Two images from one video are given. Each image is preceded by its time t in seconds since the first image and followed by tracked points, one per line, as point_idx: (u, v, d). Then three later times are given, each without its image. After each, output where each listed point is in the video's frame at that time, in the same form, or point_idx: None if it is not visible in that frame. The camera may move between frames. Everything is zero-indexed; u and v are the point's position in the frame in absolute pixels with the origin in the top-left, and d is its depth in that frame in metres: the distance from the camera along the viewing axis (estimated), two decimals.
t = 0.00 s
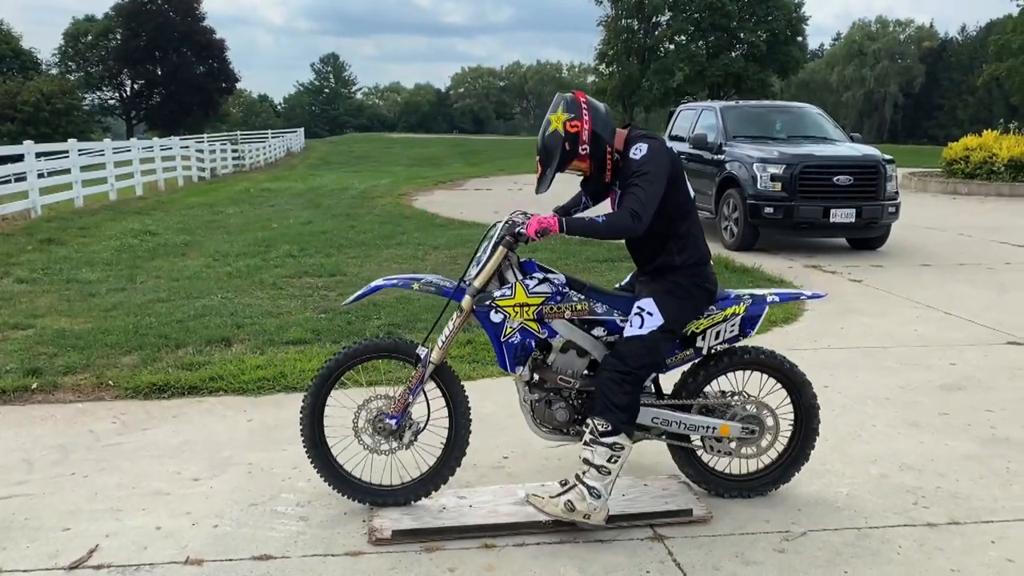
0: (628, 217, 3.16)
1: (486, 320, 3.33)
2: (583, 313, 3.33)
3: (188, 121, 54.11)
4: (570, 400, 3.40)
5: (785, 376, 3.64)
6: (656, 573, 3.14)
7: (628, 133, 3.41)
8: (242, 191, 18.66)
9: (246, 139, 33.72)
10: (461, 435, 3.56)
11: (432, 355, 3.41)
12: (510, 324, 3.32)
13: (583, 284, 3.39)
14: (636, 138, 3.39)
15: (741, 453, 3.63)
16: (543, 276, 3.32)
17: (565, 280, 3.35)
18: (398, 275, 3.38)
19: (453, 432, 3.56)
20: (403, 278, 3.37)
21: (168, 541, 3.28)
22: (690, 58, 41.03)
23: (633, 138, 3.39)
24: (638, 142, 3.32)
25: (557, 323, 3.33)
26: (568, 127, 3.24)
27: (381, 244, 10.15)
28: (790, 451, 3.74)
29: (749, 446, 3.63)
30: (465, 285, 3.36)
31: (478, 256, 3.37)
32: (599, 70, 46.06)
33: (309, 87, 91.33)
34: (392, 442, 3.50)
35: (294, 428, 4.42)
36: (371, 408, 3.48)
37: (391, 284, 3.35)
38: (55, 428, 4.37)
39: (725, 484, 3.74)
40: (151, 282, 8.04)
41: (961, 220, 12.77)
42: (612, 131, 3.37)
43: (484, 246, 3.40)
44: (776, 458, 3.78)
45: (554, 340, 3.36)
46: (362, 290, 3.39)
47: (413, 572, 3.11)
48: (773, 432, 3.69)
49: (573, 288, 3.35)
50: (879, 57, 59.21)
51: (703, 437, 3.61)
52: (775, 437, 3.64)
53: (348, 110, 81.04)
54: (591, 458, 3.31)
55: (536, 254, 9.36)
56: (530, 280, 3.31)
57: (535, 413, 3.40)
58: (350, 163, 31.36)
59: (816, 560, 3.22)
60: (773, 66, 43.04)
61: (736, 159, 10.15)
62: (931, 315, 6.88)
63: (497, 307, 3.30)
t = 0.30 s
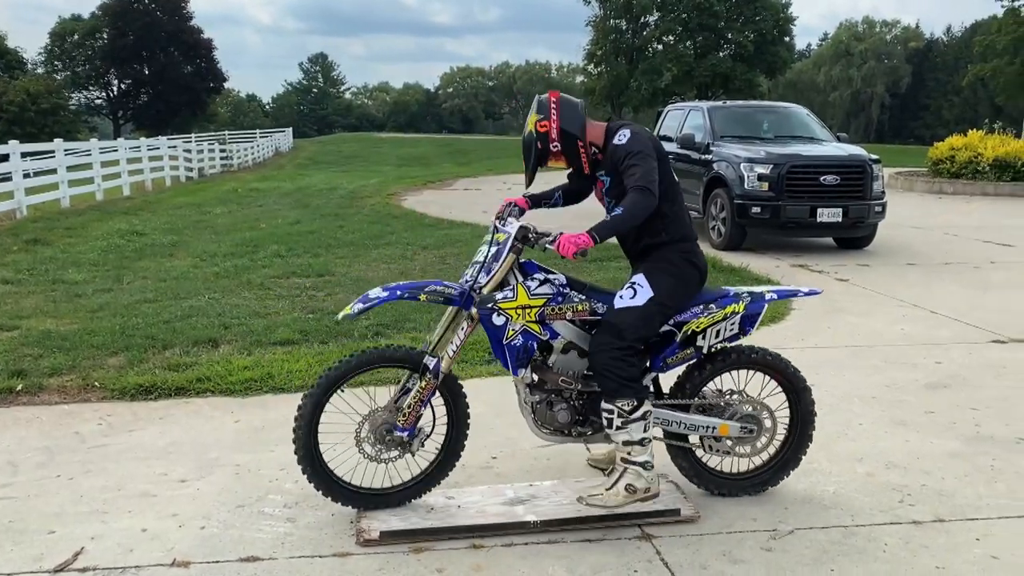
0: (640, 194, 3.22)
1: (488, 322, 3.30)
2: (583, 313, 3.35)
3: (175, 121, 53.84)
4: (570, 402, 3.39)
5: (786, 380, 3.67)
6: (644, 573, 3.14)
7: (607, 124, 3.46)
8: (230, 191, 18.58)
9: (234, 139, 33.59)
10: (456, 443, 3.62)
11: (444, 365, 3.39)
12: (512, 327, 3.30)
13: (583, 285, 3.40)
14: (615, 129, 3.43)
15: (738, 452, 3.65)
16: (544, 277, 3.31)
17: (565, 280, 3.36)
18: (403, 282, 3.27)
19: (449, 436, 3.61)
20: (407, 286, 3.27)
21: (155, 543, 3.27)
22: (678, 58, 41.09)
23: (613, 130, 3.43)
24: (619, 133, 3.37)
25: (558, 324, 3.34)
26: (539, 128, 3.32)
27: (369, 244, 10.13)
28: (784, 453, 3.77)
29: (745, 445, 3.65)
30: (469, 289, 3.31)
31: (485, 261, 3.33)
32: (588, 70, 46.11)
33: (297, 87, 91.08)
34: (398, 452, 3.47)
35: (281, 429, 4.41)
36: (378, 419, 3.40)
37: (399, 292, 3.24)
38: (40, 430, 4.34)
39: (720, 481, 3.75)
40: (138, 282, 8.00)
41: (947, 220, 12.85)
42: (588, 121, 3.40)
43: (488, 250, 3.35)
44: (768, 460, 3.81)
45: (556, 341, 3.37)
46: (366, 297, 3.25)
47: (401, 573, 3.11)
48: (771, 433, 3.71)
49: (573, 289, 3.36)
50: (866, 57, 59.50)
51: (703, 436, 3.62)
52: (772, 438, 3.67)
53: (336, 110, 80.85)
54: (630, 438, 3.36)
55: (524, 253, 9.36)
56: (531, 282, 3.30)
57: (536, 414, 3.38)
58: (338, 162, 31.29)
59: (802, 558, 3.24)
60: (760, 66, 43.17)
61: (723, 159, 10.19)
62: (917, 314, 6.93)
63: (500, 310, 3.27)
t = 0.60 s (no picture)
0: (615, 185, 3.22)
1: (471, 323, 3.29)
2: (568, 313, 3.33)
3: (158, 120, 53.51)
4: (555, 401, 3.39)
5: (770, 380, 3.68)
6: (625, 571, 3.15)
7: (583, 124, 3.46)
8: (215, 191, 18.50)
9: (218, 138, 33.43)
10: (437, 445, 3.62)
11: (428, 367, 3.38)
12: (496, 328, 3.29)
13: (567, 284, 3.39)
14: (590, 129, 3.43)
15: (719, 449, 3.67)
16: (528, 277, 3.31)
17: (549, 280, 3.35)
18: (386, 285, 3.21)
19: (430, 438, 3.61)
20: (391, 288, 3.21)
21: (133, 544, 3.25)
22: (664, 58, 41.20)
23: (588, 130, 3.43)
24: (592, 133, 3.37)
25: (543, 324, 3.31)
26: (512, 128, 3.36)
27: (353, 244, 10.11)
28: (763, 452, 3.78)
29: (727, 444, 3.66)
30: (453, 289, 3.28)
31: (469, 262, 3.29)
32: (574, 69, 46.17)
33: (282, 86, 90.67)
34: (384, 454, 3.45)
35: (262, 429, 4.39)
36: (362, 422, 3.38)
37: (384, 296, 3.19)
38: (18, 431, 4.30)
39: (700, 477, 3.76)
40: (120, 282, 7.95)
41: (929, 218, 12.95)
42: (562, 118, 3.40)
43: (472, 250, 3.31)
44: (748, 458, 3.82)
45: (540, 341, 3.34)
46: (349, 300, 3.20)
47: (382, 573, 3.10)
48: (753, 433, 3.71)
49: (557, 288, 3.35)
50: (850, 57, 59.86)
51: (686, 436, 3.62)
52: (754, 437, 3.68)
53: (321, 109, 80.58)
54: (651, 448, 3.42)
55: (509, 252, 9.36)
56: (515, 282, 3.29)
57: (521, 414, 3.38)
58: (322, 161, 31.16)
59: (782, 556, 3.25)
60: (745, 66, 43.33)
61: (707, 159, 10.23)
62: (898, 312, 6.98)
63: (483, 311, 3.26)
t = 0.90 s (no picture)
0: (574, 188, 3.18)
1: (443, 319, 3.30)
2: (541, 310, 3.34)
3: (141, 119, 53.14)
4: (528, 397, 3.40)
5: (743, 377, 3.70)
6: (600, 568, 3.15)
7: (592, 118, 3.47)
8: (197, 190, 18.42)
9: (201, 137, 33.26)
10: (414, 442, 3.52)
11: (386, 354, 3.36)
12: (467, 323, 3.30)
13: (541, 281, 3.40)
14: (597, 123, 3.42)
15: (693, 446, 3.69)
16: (500, 274, 3.32)
17: (522, 277, 3.35)
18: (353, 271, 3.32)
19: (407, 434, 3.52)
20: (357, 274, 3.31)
21: (106, 545, 3.23)
22: (648, 58, 41.29)
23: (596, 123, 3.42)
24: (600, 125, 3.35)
25: (515, 320, 3.32)
26: (549, 69, 3.29)
27: (335, 243, 10.08)
28: (738, 449, 3.80)
29: (701, 441, 3.67)
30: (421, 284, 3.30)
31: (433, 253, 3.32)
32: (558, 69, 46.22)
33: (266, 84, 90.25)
34: (346, 443, 3.45)
35: (239, 429, 4.37)
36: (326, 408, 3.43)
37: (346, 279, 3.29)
38: None
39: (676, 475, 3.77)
40: (99, 282, 7.90)
41: (910, 217, 13.03)
42: (580, 103, 3.40)
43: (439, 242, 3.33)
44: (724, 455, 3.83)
45: (512, 337, 3.34)
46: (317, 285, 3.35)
47: (356, 572, 3.10)
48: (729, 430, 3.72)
49: (530, 285, 3.36)
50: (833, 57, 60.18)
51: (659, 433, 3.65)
52: (728, 434, 3.69)
53: (306, 108, 80.26)
54: (627, 449, 3.43)
55: (491, 251, 9.36)
56: (487, 279, 3.30)
57: (493, 410, 3.39)
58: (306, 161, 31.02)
59: (757, 552, 3.27)
60: (729, 66, 43.47)
61: (689, 159, 10.27)
62: (877, 310, 7.03)
63: (454, 307, 3.28)
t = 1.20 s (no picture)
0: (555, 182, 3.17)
1: (419, 318, 3.30)
2: (517, 309, 3.34)
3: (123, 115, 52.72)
4: (505, 396, 3.40)
5: (721, 375, 3.71)
6: (576, 565, 3.16)
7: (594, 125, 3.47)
8: (179, 187, 18.29)
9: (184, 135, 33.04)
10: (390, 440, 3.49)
11: (357, 350, 3.35)
12: (443, 322, 3.29)
13: (518, 280, 3.38)
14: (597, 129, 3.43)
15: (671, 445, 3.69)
16: (477, 273, 3.30)
17: (499, 276, 3.34)
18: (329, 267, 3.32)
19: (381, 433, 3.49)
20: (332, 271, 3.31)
21: (79, 545, 3.20)
22: (633, 55, 41.34)
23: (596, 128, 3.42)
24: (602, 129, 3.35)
25: (491, 319, 3.32)
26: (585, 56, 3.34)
27: (317, 241, 10.04)
28: (716, 445, 3.81)
29: (678, 438, 3.68)
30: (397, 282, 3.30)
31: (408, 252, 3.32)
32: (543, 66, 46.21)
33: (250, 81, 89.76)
34: (318, 439, 3.43)
35: (217, 428, 4.35)
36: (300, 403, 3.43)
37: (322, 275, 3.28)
38: None
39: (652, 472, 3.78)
40: (77, 280, 7.83)
41: (891, 215, 13.12)
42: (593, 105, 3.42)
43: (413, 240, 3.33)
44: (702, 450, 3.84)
45: (489, 336, 3.34)
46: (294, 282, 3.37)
47: (332, 571, 3.08)
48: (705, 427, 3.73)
49: (507, 284, 3.34)
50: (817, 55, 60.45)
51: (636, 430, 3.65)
52: (705, 432, 3.70)
53: (290, 106, 79.88)
54: (589, 451, 3.45)
55: (473, 250, 9.34)
56: (463, 278, 3.29)
57: (470, 409, 3.39)
58: (290, 158, 30.85)
59: (732, 548, 3.28)
60: (714, 64, 43.55)
61: (671, 156, 10.29)
62: (856, 307, 7.07)
63: (429, 306, 3.27)
